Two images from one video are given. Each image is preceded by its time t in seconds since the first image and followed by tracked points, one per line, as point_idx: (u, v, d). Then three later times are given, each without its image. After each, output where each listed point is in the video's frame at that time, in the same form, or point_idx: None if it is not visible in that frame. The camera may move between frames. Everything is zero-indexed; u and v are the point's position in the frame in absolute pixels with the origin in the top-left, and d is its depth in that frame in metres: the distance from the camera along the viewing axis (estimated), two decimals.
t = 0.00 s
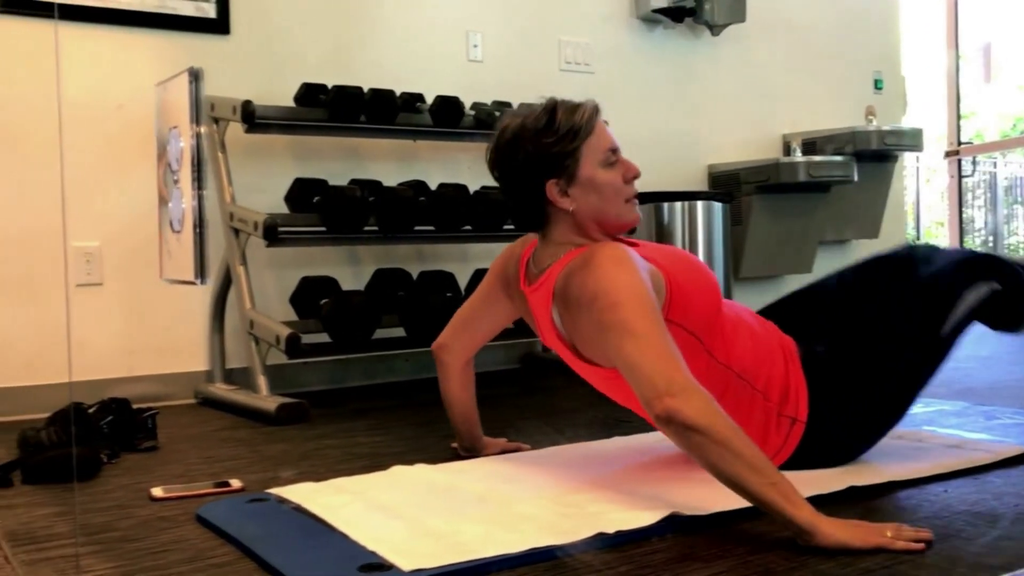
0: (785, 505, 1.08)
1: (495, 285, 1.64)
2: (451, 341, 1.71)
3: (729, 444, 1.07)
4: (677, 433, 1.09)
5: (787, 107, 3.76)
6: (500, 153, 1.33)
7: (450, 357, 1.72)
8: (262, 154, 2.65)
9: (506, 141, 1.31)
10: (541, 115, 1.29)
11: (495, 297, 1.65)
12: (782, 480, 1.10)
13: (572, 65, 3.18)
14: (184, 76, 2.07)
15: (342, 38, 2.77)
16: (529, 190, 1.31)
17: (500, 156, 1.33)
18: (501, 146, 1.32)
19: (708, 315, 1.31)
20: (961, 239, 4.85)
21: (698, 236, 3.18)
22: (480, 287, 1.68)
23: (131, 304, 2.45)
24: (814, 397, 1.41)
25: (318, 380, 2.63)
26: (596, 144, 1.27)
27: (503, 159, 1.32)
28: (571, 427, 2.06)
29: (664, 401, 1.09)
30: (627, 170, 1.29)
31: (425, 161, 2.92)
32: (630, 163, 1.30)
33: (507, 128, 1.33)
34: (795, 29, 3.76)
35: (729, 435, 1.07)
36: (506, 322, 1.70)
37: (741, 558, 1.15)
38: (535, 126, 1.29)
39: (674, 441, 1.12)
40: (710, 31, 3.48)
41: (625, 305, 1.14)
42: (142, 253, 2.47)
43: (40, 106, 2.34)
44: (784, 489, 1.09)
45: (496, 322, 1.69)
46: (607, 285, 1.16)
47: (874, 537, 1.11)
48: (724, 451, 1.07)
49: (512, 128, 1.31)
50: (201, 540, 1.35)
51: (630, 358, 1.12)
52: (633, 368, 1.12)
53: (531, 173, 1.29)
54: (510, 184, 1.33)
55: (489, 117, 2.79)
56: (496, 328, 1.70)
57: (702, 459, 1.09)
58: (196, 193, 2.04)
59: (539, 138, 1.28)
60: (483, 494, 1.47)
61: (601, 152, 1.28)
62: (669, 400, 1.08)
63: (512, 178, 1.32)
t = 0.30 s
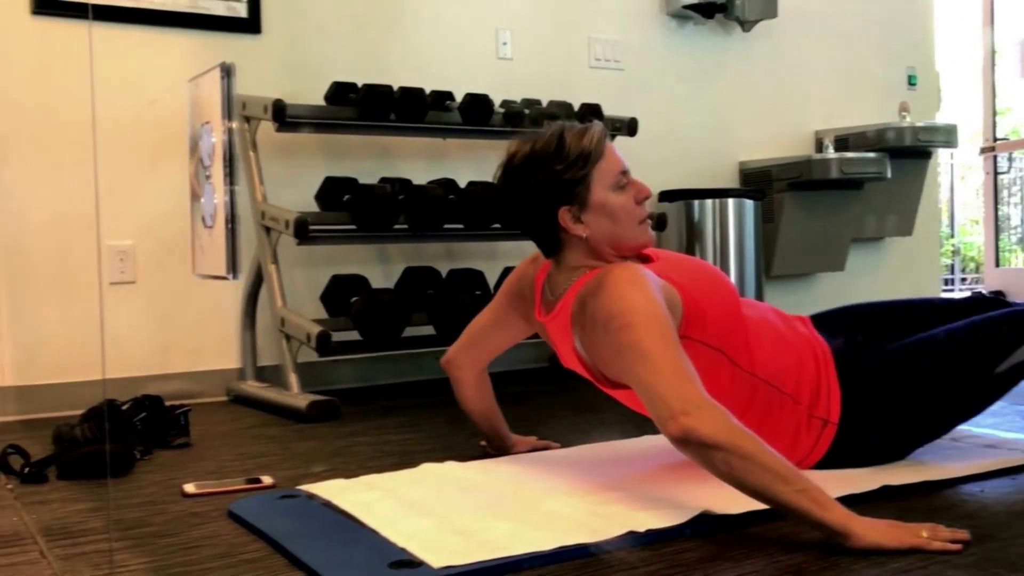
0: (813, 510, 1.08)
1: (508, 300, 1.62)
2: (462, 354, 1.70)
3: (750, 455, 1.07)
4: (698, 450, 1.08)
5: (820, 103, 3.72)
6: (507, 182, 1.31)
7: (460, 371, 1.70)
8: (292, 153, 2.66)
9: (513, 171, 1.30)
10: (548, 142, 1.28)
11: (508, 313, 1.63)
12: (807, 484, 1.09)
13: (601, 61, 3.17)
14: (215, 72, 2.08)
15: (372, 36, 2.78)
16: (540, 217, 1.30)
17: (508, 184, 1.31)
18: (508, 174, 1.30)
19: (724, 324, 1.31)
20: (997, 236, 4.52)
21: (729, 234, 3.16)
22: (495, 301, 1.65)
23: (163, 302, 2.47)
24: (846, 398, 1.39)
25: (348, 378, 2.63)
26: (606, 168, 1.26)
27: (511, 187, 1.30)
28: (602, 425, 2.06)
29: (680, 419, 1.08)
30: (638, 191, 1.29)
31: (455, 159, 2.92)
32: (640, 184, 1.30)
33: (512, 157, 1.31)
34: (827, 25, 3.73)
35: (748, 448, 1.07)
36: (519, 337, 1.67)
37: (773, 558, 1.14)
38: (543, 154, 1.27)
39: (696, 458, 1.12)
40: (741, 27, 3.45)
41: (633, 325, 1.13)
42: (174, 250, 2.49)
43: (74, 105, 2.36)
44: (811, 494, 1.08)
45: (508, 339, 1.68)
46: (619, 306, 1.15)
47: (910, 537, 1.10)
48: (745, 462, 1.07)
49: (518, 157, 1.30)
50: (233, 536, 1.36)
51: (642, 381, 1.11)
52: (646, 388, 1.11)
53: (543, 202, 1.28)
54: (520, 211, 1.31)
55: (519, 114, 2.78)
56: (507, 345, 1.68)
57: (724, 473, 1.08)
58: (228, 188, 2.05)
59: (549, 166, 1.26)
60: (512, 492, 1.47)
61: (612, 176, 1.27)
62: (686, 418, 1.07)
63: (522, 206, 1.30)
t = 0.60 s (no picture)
0: (864, 501, 1.06)
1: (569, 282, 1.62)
2: (535, 349, 1.67)
3: (815, 429, 1.05)
4: (764, 410, 1.07)
5: (859, 98, 3.68)
6: (575, 157, 1.29)
7: (535, 366, 1.68)
8: (328, 151, 2.67)
9: (577, 144, 1.28)
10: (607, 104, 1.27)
11: (572, 296, 1.63)
12: (864, 472, 1.07)
13: (637, 58, 3.15)
14: (253, 68, 2.09)
15: (408, 34, 2.79)
16: (619, 182, 1.27)
17: (576, 160, 1.29)
18: (577, 149, 1.28)
19: (800, 294, 1.28)
20: None
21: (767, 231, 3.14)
22: (554, 288, 1.65)
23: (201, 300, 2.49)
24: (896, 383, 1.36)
25: (384, 375, 2.64)
26: (666, 115, 1.26)
27: (581, 160, 1.28)
28: (639, 423, 2.05)
29: (754, 375, 1.06)
30: (693, 132, 1.29)
31: (490, 157, 2.92)
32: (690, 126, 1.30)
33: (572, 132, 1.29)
34: (866, 20, 3.68)
35: (814, 419, 1.05)
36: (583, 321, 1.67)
37: (814, 557, 1.13)
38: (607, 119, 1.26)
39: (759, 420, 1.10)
40: (779, 22, 3.41)
41: (718, 277, 1.11)
42: (213, 248, 2.51)
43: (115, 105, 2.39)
44: (868, 483, 1.07)
45: (572, 324, 1.67)
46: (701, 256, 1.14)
47: (954, 537, 1.08)
48: (809, 435, 1.05)
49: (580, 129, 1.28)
50: (270, 532, 1.37)
51: (720, 331, 1.09)
52: (722, 342, 1.09)
53: (621, 163, 1.26)
54: (595, 184, 1.29)
55: (554, 112, 2.77)
56: (572, 331, 1.68)
57: (784, 442, 1.07)
58: (266, 184, 2.06)
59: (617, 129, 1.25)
60: (549, 490, 1.46)
61: (673, 121, 1.27)
62: (759, 375, 1.06)
63: (598, 178, 1.29)
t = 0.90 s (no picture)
0: (901, 496, 1.06)
1: (629, 268, 1.60)
2: (596, 340, 1.66)
3: (872, 412, 1.07)
4: (827, 381, 1.09)
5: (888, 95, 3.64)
6: (698, 116, 1.28)
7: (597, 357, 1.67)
8: (355, 151, 2.68)
9: (696, 102, 1.28)
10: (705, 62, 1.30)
11: (629, 283, 1.60)
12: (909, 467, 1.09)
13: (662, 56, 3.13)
14: (278, 66, 2.10)
15: (433, 34, 2.79)
16: (738, 141, 1.30)
17: (693, 120, 1.29)
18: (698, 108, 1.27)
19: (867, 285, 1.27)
20: None
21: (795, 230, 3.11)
22: (616, 276, 1.63)
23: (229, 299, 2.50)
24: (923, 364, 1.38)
25: (410, 373, 2.64)
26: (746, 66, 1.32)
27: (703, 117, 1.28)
28: (665, 422, 2.04)
29: (826, 346, 1.09)
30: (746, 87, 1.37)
31: (516, 155, 2.92)
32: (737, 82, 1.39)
33: (684, 93, 1.29)
34: (895, 16, 3.64)
35: (874, 401, 1.07)
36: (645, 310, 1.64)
37: (843, 558, 1.12)
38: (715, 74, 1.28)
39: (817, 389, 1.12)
40: (807, 19, 3.39)
41: (806, 247, 1.13)
42: (240, 247, 2.52)
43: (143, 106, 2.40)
44: (910, 474, 1.07)
45: (634, 314, 1.64)
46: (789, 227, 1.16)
47: (985, 538, 1.07)
48: (866, 418, 1.07)
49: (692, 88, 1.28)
50: (297, 529, 1.38)
51: (801, 298, 1.12)
52: (802, 311, 1.12)
53: (746, 122, 1.29)
54: (714, 141, 1.29)
55: (580, 111, 2.77)
56: (634, 321, 1.65)
57: (838, 418, 1.09)
58: (292, 181, 2.07)
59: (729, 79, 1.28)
60: (576, 489, 1.46)
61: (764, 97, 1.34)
62: (832, 348, 1.09)
63: (718, 134, 1.29)
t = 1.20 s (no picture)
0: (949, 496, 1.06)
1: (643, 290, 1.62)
2: (611, 358, 1.68)
3: (925, 409, 1.06)
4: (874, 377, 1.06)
5: (922, 92, 3.60)
6: (744, 115, 1.29)
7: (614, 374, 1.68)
8: (385, 151, 2.68)
9: (746, 99, 1.29)
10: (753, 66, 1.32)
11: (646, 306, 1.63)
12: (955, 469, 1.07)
13: (694, 53, 3.11)
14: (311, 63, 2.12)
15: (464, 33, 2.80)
16: (776, 151, 1.31)
17: (740, 120, 1.30)
18: (746, 106, 1.29)
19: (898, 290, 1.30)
20: None
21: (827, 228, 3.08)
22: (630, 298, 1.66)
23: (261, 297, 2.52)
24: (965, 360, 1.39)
25: (441, 371, 2.62)
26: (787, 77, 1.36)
27: (750, 116, 1.29)
28: (696, 422, 2.03)
29: (875, 339, 1.06)
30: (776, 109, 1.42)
31: (546, 154, 2.92)
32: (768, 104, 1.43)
33: (733, 92, 1.30)
34: (930, 11, 3.60)
35: (924, 398, 1.06)
36: (662, 325, 1.66)
37: (880, 558, 1.11)
38: (764, 75, 1.31)
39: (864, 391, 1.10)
40: (840, 15, 3.36)
41: (850, 246, 1.14)
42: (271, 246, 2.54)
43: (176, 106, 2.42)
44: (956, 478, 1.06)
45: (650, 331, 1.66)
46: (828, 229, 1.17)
47: None
48: (919, 416, 1.05)
49: (741, 87, 1.30)
50: (329, 526, 1.38)
51: (845, 295, 1.10)
52: (845, 310, 1.10)
53: (788, 133, 1.31)
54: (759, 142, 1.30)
55: (611, 108, 2.75)
56: (650, 337, 1.67)
57: (889, 420, 1.07)
58: (325, 178, 2.08)
59: (778, 82, 1.31)
60: (607, 487, 1.46)
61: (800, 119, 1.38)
62: (880, 341, 1.06)
63: (762, 135, 1.30)
